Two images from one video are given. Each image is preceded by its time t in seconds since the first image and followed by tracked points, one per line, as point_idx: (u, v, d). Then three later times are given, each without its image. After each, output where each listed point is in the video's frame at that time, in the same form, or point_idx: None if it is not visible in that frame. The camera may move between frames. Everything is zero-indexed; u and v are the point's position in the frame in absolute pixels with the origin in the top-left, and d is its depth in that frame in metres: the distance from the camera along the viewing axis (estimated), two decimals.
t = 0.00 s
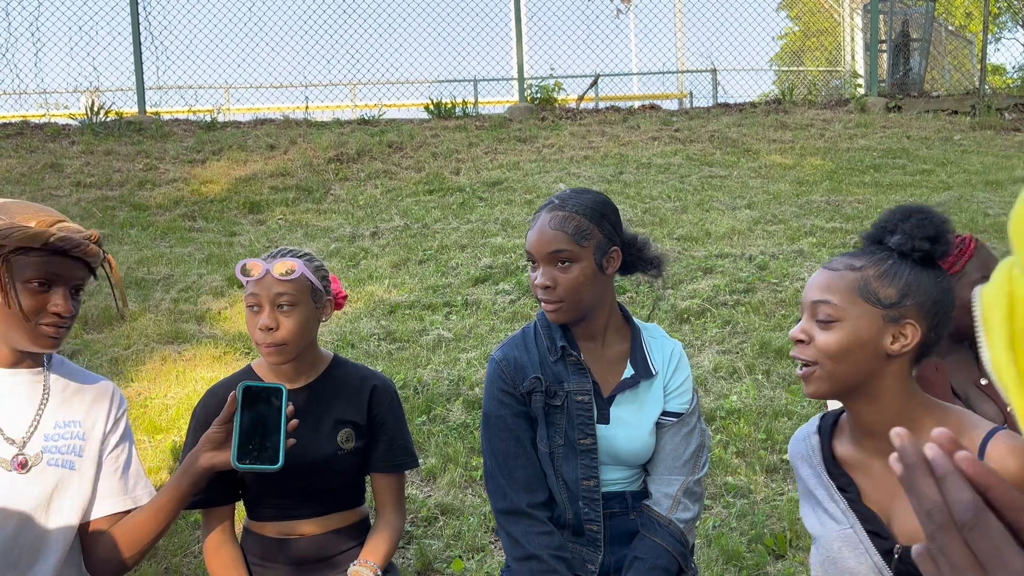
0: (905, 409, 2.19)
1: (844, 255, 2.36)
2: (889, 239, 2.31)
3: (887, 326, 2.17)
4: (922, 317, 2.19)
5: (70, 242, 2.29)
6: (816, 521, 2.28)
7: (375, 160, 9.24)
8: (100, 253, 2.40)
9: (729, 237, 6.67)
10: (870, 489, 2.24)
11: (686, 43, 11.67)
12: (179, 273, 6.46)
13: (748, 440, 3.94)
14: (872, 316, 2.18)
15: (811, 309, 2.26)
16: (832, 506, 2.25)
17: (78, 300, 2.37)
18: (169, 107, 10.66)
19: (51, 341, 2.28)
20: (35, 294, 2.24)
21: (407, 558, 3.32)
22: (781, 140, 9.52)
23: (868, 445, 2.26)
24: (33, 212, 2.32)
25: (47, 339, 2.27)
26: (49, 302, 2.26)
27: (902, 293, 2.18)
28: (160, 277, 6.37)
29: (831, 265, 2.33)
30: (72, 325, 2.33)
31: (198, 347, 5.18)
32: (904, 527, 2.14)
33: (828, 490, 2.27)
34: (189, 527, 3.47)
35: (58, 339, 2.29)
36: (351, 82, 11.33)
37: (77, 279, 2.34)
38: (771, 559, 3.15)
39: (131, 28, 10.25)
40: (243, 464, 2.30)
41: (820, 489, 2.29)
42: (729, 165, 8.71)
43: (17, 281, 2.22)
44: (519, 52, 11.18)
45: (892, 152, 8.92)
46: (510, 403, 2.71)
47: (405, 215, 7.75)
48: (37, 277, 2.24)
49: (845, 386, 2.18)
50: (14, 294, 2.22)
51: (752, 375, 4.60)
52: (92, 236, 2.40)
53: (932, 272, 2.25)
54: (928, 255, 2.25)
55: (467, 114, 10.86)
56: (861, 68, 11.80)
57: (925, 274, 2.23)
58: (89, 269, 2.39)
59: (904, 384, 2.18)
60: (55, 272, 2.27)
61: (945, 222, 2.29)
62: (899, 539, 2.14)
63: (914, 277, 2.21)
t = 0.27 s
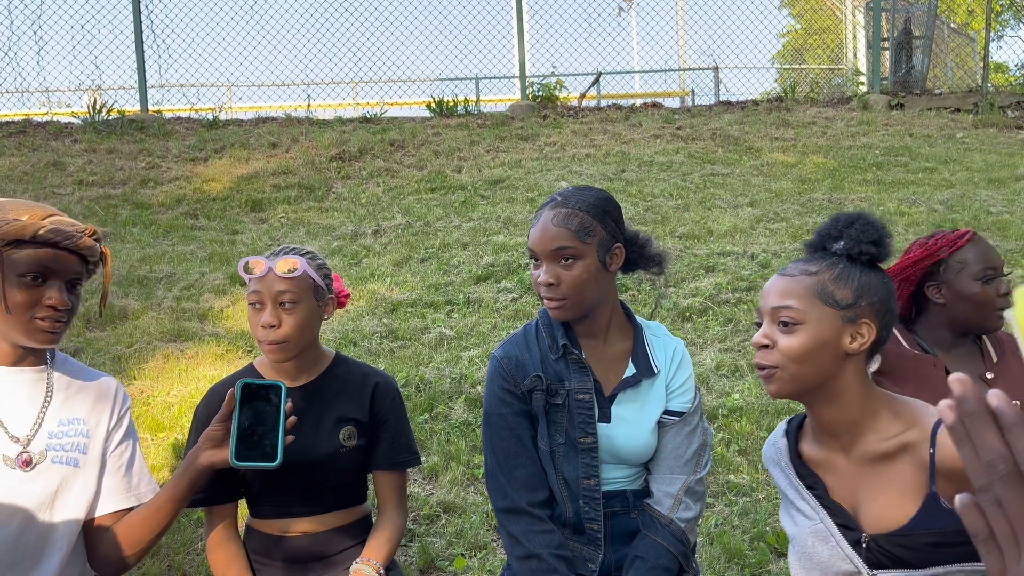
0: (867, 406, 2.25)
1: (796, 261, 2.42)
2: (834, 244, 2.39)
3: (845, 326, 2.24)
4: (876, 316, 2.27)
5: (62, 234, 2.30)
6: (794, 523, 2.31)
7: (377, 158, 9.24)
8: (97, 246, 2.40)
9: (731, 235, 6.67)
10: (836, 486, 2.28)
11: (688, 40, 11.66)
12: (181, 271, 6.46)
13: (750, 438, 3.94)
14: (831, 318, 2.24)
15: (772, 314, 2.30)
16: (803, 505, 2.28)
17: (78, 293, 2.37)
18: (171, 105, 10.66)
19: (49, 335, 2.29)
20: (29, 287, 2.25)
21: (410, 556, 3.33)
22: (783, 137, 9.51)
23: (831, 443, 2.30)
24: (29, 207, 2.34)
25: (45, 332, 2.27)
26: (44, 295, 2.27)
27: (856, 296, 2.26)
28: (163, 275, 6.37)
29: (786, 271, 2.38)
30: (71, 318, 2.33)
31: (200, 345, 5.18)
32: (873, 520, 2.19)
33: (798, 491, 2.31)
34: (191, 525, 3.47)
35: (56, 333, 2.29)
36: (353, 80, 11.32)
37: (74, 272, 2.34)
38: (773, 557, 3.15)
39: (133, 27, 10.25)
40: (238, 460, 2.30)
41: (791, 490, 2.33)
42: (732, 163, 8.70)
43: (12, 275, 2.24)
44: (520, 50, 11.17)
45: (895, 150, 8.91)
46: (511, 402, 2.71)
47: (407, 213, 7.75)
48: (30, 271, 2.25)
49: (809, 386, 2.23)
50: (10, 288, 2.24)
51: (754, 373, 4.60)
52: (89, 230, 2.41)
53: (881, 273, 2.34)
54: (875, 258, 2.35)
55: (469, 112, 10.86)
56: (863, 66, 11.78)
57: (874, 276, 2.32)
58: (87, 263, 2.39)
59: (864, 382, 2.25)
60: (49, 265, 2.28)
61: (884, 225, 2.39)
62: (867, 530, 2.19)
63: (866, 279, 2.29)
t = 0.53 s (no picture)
0: (862, 404, 2.24)
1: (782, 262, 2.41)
2: (819, 244, 2.37)
3: (835, 326, 2.23)
4: (863, 314, 2.27)
5: (47, 227, 2.29)
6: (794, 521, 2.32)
7: (379, 156, 9.24)
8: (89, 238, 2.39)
9: (734, 233, 6.66)
10: (836, 483, 2.28)
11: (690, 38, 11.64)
12: (184, 269, 6.46)
13: (753, 436, 3.93)
14: (820, 320, 2.23)
15: (762, 319, 2.29)
16: (804, 502, 2.29)
17: (74, 287, 2.37)
18: (174, 103, 10.67)
19: (44, 331, 2.29)
20: (19, 283, 2.27)
21: (412, 554, 3.33)
22: (786, 135, 9.50)
23: (829, 441, 2.30)
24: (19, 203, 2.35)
25: (39, 328, 2.28)
26: (34, 291, 2.27)
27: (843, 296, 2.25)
28: (166, 273, 6.38)
29: (773, 274, 2.37)
30: (66, 312, 2.33)
31: (203, 343, 5.18)
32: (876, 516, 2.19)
33: (798, 489, 2.31)
34: (194, 523, 3.48)
35: (50, 328, 2.30)
36: (355, 78, 11.31)
37: (66, 265, 2.34)
38: (777, 555, 3.15)
39: (136, 25, 10.26)
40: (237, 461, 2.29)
41: (790, 488, 2.33)
42: (735, 160, 8.69)
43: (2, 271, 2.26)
44: (523, 47, 11.16)
45: (898, 147, 8.90)
46: (513, 399, 2.71)
47: (409, 211, 7.74)
48: (19, 267, 2.26)
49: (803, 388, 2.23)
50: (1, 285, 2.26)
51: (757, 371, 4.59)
52: (80, 222, 2.40)
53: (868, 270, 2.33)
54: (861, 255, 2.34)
55: (471, 110, 10.85)
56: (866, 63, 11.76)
57: (861, 273, 2.31)
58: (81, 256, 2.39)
59: (858, 380, 2.25)
60: (37, 260, 2.28)
61: (868, 221, 2.38)
62: (871, 525, 2.20)
63: (851, 277, 2.29)
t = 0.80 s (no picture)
0: (890, 400, 2.23)
1: (810, 257, 2.40)
2: (851, 236, 2.35)
3: (858, 323, 2.22)
4: (889, 309, 2.24)
5: (23, 219, 2.29)
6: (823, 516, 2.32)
7: (383, 153, 9.23)
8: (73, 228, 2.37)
9: (738, 229, 6.64)
10: (867, 478, 2.27)
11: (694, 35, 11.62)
12: (188, 267, 6.47)
13: (757, 433, 3.93)
14: (842, 317, 2.22)
15: (786, 316, 2.30)
16: (834, 496, 2.29)
17: (63, 279, 2.34)
18: (178, 101, 10.68)
19: (28, 324, 2.28)
20: None
21: (417, 551, 3.33)
22: (790, 131, 9.47)
23: (861, 436, 2.30)
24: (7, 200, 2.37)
25: (22, 321, 2.27)
26: (14, 284, 2.27)
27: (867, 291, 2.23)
28: (170, 271, 6.38)
29: (798, 270, 2.37)
30: (50, 305, 2.31)
31: (208, 340, 5.19)
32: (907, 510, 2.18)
33: (828, 483, 2.32)
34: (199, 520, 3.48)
35: (34, 321, 2.28)
36: (359, 75, 11.31)
37: (50, 256, 2.32)
38: (782, 552, 3.15)
39: (140, 23, 10.27)
40: (239, 458, 2.31)
41: (821, 482, 2.34)
42: (739, 157, 8.68)
43: None
44: (526, 44, 11.15)
45: (903, 143, 8.87)
46: (519, 395, 2.70)
47: (413, 208, 7.74)
48: None
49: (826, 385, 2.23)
50: None
51: (762, 368, 4.58)
52: (64, 213, 2.39)
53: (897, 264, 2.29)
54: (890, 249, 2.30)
55: (474, 107, 10.84)
56: (871, 60, 11.72)
57: (888, 268, 2.28)
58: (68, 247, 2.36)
59: (886, 377, 2.23)
60: (16, 253, 2.28)
61: (899, 213, 2.33)
62: (900, 521, 2.19)
63: (876, 273, 2.26)
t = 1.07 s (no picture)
0: (918, 396, 2.21)
1: (840, 247, 2.37)
2: (884, 225, 2.32)
3: (888, 318, 2.19)
4: (921, 304, 2.20)
5: (21, 216, 2.30)
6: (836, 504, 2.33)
7: (386, 151, 9.24)
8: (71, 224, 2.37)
9: (742, 226, 6.63)
10: (886, 472, 2.27)
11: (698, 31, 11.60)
12: (192, 265, 6.48)
13: (761, 429, 3.93)
14: (872, 312, 2.20)
15: (814, 308, 2.27)
16: (849, 487, 2.30)
17: (62, 276, 2.34)
18: (182, 100, 10.70)
19: (27, 321, 2.28)
20: None
21: (421, 548, 3.34)
22: (794, 128, 9.45)
23: (885, 430, 2.28)
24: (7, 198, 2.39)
25: (21, 319, 2.28)
26: (13, 281, 2.28)
27: (899, 284, 2.20)
28: (174, 270, 6.40)
29: (827, 262, 2.34)
30: (49, 302, 2.31)
31: (213, 339, 5.20)
32: (925, 510, 2.17)
33: (845, 474, 2.32)
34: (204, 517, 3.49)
35: (32, 318, 2.28)
36: (362, 73, 11.31)
37: (49, 253, 2.32)
38: (786, 548, 3.15)
39: (144, 22, 10.29)
40: (244, 459, 2.31)
41: (837, 470, 2.34)
42: (742, 154, 8.66)
43: None
44: (529, 42, 11.14)
45: (908, 139, 8.84)
46: (524, 391, 2.71)
47: (416, 206, 7.74)
48: None
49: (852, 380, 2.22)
50: None
51: (766, 365, 4.58)
52: (63, 210, 2.39)
53: (931, 258, 2.25)
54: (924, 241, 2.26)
55: (478, 105, 10.84)
56: (875, 55, 11.69)
57: (921, 262, 2.23)
58: (68, 244, 2.36)
59: (914, 372, 2.21)
60: (15, 250, 2.29)
61: (935, 203, 2.29)
62: (916, 518, 2.19)
63: (909, 265, 2.22)
